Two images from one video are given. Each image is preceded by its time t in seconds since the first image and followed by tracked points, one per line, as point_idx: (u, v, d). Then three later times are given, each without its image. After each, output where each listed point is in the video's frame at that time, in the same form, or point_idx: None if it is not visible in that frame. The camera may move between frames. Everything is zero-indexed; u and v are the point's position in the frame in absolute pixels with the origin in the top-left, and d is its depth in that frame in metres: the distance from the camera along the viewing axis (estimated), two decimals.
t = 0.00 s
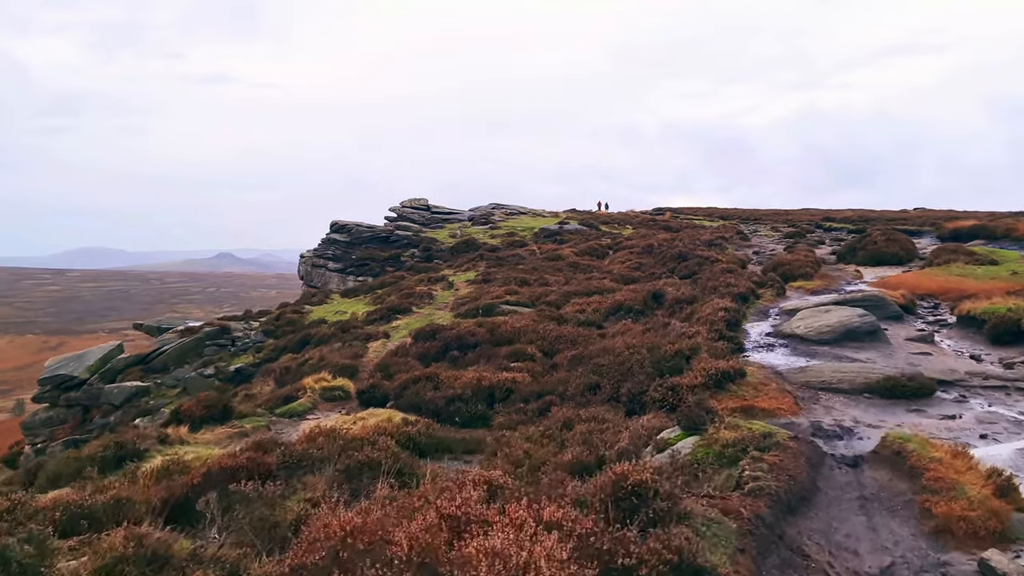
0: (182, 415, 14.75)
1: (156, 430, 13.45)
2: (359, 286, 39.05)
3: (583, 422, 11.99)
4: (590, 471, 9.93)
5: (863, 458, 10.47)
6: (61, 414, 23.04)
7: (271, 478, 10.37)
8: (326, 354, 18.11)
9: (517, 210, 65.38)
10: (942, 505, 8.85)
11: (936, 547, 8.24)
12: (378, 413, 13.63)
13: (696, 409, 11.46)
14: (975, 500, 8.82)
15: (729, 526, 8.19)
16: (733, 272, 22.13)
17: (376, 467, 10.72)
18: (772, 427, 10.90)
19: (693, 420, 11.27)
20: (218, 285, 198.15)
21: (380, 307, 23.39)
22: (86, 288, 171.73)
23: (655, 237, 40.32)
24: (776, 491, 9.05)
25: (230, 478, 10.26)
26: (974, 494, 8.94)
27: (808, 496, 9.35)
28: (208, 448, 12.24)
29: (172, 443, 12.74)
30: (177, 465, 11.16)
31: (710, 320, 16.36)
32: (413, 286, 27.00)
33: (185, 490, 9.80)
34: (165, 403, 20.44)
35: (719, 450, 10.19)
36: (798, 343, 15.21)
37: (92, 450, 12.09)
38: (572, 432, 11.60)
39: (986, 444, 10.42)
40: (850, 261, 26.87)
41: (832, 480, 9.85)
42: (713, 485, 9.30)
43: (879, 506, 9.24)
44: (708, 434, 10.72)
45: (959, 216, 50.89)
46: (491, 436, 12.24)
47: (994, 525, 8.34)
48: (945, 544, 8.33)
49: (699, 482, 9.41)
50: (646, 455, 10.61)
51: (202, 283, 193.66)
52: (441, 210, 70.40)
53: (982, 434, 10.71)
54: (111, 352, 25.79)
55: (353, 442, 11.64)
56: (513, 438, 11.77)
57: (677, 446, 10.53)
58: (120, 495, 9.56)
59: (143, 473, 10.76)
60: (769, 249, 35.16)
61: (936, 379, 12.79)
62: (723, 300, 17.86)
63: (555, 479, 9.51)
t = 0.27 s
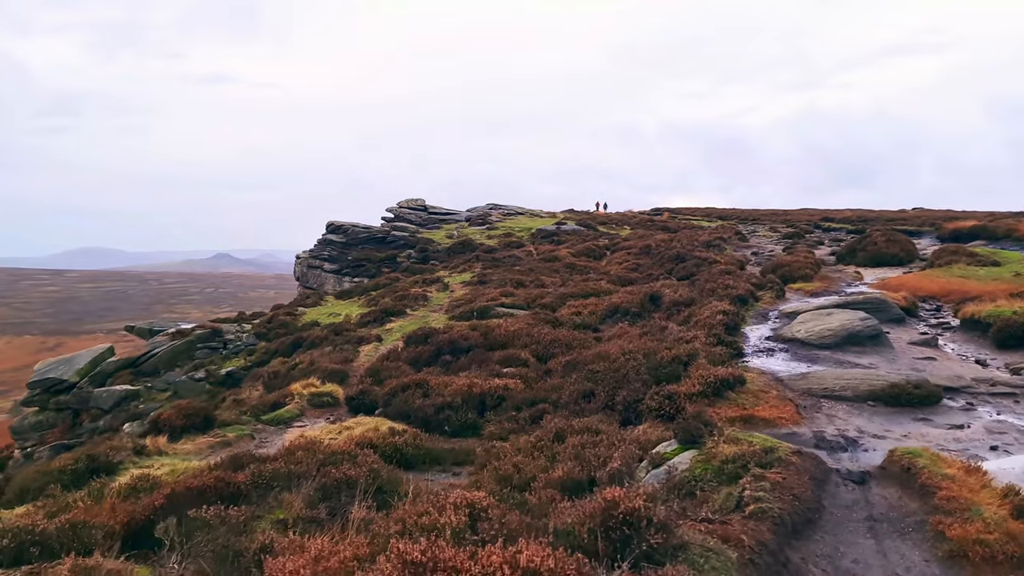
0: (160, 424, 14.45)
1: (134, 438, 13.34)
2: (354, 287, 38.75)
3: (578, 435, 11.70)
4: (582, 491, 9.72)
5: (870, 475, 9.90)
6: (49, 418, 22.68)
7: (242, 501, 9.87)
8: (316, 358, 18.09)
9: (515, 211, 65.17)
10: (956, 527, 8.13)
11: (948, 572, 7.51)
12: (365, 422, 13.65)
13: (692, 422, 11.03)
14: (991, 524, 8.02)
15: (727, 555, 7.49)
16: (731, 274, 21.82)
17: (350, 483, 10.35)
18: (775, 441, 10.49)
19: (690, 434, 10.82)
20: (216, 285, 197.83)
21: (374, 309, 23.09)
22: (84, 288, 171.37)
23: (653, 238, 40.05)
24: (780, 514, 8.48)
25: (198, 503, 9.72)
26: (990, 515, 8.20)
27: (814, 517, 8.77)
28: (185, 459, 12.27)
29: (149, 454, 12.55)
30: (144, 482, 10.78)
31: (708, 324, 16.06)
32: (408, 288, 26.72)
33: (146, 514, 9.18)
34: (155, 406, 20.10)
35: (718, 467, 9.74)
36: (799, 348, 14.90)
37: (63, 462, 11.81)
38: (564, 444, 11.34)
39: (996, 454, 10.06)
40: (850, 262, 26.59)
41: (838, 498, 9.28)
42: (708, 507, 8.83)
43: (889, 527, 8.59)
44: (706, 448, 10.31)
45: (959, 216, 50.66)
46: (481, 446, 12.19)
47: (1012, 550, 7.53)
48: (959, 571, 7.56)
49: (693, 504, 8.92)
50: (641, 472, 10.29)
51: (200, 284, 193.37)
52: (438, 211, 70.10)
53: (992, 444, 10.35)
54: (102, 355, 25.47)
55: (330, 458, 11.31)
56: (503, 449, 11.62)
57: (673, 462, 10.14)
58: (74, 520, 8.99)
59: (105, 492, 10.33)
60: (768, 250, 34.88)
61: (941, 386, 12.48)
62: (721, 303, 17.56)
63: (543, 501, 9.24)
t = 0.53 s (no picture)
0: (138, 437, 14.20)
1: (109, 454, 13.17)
2: (349, 290, 38.43)
3: (571, 455, 11.37)
4: (576, 518, 9.50)
5: (879, 504, 9.27)
6: (37, 424, 22.25)
7: (206, 537, 9.30)
8: (306, 364, 17.94)
9: (512, 212, 64.91)
10: (973, 564, 7.40)
11: None
12: (350, 436, 13.50)
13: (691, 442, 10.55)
14: (1011, 560, 7.32)
15: None
16: (730, 278, 21.53)
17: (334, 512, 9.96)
18: (780, 465, 10.03)
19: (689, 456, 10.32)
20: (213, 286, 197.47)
21: (367, 313, 22.74)
22: (80, 289, 170.94)
23: (651, 239, 39.78)
24: (784, 551, 7.88)
25: (158, 540, 9.08)
26: (1011, 550, 7.45)
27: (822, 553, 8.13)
28: (161, 476, 12.09)
29: (124, 472, 12.37)
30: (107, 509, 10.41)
31: (707, 331, 15.74)
32: (402, 291, 26.41)
33: (101, 550, 8.69)
34: (144, 413, 19.72)
35: (719, 494, 9.24)
36: (800, 357, 14.59)
37: (30, 483, 11.52)
38: (555, 467, 11.01)
39: (1010, 473, 9.71)
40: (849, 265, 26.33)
41: (847, 529, 8.64)
42: (708, 541, 8.22)
43: (900, 561, 7.89)
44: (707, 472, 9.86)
45: (958, 217, 50.47)
46: (470, 464, 12.13)
47: None
48: None
49: (691, 537, 8.36)
50: (637, 499, 9.82)
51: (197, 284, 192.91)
52: (433, 211, 69.71)
53: (1005, 462, 10.01)
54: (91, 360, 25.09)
55: (309, 481, 11.00)
56: (493, 468, 11.43)
57: (671, 488, 9.64)
58: (25, 557, 8.47)
59: (65, 521, 9.91)
60: (766, 252, 34.61)
61: (949, 399, 12.19)
62: (720, 308, 17.25)
63: (530, 532, 8.97)
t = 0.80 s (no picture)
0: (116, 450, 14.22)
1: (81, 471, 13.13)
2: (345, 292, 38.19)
3: (560, 474, 11.12)
4: (558, 543, 9.33)
5: (878, 527, 8.89)
6: (28, 428, 21.97)
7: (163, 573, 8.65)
8: (296, 371, 17.95)
9: (510, 212, 64.69)
10: None
11: None
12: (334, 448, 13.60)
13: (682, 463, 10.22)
14: None
15: None
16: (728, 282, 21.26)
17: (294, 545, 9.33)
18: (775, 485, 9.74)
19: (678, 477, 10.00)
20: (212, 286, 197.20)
21: (361, 317, 22.50)
22: (79, 289, 170.70)
23: (648, 241, 39.52)
24: None
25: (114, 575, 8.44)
26: None
27: None
28: (137, 492, 12.28)
29: (98, 488, 12.46)
30: (66, 534, 10.13)
31: (703, 338, 15.50)
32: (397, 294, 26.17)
33: None
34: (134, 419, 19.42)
35: (711, 520, 8.84)
36: (798, 365, 14.35)
37: None
38: (539, 488, 10.79)
39: (1014, 492, 9.46)
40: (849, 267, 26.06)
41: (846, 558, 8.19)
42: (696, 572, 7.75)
43: None
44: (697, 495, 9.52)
45: (957, 218, 50.23)
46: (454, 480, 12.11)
47: None
48: None
49: (678, 569, 7.92)
50: (625, 523, 9.46)
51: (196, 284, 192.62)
52: (431, 211, 69.42)
53: (1009, 479, 9.77)
54: (82, 363, 24.87)
55: (283, 503, 10.71)
56: (479, 485, 11.46)
57: (659, 512, 9.29)
58: None
59: (24, 547, 9.57)
60: (765, 254, 34.38)
61: (950, 410, 11.95)
62: (717, 314, 17.02)
63: (510, 561, 8.75)
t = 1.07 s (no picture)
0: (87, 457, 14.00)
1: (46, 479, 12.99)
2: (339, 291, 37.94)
3: (540, 483, 10.87)
4: (533, 557, 9.01)
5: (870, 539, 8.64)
6: (14, 430, 21.63)
7: None
8: (281, 372, 17.74)
9: (506, 212, 64.46)
10: None
11: None
12: (313, 454, 13.42)
13: (666, 473, 9.94)
14: None
15: None
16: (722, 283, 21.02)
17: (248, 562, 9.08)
18: (763, 496, 9.48)
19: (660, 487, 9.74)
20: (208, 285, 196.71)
21: (351, 317, 22.23)
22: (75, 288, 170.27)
23: (644, 240, 39.27)
24: None
25: None
26: None
27: None
28: (103, 498, 12.14)
29: (63, 496, 12.31)
30: (19, 552, 10.00)
31: (694, 339, 15.25)
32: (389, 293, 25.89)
33: None
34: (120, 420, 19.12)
35: (695, 536, 8.52)
36: (790, 367, 14.10)
37: None
38: (517, 497, 10.56)
39: (1012, 500, 9.22)
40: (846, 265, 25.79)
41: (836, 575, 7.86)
42: None
43: None
44: (679, 509, 9.24)
45: (954, 217, 50.02)
46: (433, 488, 11.93)
47: None
48: None
49: None
50: (604, 537, 9.15)
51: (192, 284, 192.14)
52: (427, 211, 69.08)
53: (1007, 487, 9.52)
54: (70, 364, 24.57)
55: (246, 516, 10.50)
56: (458, 492, 11.25)
57: (640, 526, 8.98)
58: None
59: None
60: (761, 253, 34.13)
61: (947, 414, 11.71)
62: (710, 314, 16.78)
63: None
